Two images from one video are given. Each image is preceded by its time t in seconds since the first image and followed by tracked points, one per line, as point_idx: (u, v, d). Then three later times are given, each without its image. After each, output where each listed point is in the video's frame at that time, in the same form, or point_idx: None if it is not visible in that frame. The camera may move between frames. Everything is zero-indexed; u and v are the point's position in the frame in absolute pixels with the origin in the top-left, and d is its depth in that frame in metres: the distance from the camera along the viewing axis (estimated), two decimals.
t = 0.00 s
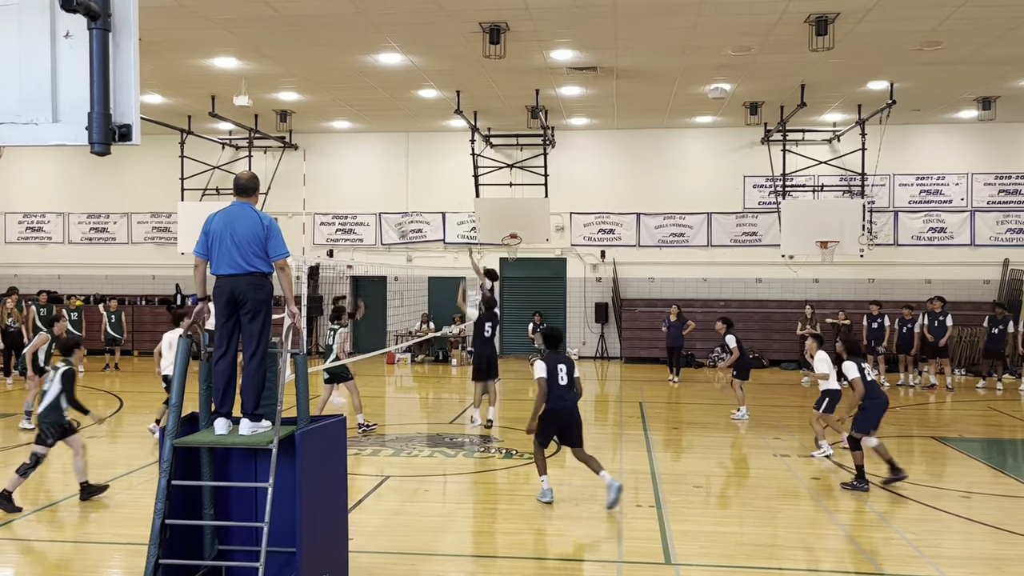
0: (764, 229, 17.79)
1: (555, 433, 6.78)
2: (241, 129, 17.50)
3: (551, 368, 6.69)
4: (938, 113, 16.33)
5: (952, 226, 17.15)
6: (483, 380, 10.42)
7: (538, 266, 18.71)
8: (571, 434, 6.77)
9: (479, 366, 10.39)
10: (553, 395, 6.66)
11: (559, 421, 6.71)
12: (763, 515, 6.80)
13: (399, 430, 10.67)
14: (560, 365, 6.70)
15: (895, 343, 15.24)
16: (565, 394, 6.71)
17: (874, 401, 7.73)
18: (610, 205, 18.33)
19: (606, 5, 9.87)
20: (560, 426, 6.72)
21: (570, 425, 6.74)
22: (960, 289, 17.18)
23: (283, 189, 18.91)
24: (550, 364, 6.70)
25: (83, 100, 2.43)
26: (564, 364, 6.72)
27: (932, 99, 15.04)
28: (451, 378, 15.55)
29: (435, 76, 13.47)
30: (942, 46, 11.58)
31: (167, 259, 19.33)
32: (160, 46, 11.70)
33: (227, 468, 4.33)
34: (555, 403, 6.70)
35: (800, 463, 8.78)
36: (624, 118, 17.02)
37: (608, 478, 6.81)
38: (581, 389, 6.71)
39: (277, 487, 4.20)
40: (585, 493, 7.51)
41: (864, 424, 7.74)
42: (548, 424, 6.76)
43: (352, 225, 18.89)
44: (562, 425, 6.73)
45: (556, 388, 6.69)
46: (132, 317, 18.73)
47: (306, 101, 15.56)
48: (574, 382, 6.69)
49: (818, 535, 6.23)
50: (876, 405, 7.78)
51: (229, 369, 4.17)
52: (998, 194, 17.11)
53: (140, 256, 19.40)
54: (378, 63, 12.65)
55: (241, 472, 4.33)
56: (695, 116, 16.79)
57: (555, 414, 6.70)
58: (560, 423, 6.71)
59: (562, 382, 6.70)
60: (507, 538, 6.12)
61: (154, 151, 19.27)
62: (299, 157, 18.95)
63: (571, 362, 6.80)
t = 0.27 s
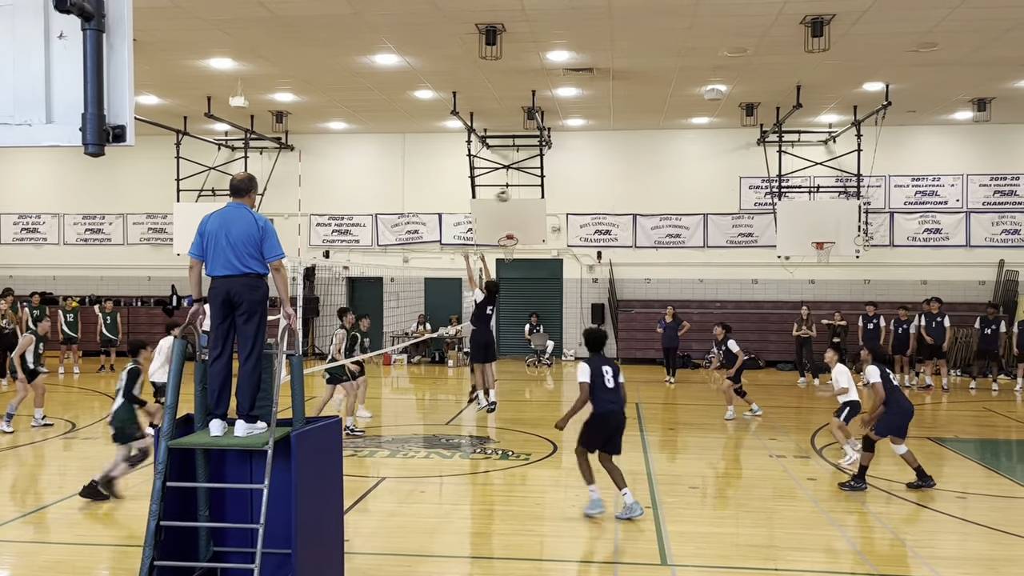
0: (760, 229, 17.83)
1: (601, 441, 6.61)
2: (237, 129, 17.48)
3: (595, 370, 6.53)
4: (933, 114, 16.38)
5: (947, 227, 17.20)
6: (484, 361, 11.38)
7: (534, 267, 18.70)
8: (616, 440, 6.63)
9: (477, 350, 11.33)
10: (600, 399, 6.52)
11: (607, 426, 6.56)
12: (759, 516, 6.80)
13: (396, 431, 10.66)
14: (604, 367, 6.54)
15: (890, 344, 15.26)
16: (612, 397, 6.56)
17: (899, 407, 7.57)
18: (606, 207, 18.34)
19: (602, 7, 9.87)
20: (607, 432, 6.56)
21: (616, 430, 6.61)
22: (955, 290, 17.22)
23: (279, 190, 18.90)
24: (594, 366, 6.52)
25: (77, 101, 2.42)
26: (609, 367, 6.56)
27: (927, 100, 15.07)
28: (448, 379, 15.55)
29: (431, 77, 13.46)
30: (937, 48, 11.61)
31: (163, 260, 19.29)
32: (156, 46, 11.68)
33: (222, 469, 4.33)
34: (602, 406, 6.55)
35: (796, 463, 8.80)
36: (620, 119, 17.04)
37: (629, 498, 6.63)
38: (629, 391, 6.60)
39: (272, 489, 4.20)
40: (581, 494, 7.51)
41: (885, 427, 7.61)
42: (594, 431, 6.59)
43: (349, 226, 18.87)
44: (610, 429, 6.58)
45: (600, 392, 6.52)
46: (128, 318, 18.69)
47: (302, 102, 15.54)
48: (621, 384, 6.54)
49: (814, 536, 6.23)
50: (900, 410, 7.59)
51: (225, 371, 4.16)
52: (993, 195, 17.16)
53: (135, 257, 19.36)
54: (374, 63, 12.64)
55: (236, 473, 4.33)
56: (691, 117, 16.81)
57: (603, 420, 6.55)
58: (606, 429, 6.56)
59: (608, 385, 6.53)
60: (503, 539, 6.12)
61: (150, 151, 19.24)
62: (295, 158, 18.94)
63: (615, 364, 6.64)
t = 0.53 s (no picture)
0: (756, 231, 17.86)
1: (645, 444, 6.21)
2: (232, 130, 17.45)
3: (634, 371, 6.21)
4: (928, 116, 16.42)
5: (942, 228, 17.27)
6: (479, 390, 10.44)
7: (530, 269, 18.69)
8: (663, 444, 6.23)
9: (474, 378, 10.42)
10: (640, 400, 6.20)
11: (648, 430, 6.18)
12: (754, 516, 6.82)
13: (391, 432, 10.66)
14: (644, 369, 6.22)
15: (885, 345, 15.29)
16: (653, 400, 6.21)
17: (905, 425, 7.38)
18: (602, 208, 18.36)
19: (598, 8, 9.89)
20: (649, 435, 6.19)
21: (661, 433, 6.22)
22: (950, 291, 17.28)
23: (274, 191, 18.88)
24: (634, 366, 6.21)
25: (71, 102, 2.41)
26: (650, 368, 6.24)
27: (922, 101, 15.11)
28: (443, 380, 15.55)
29: (427, 78, 13.46)
30: (931, 50, 11.65)
31: (158, 262, 19.24)
32: (151, 47, 11.66)
33: (217, 471, 4.32)
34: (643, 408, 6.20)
35: (791, 464, 8.82)
36: (616, 120, 17.06)
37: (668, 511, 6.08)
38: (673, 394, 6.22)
39: (267, 490, 4.19)
40: (576, 495, 7.51)
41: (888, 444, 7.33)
42: (639, 434, 6.22)
43: (344, 227, 18.85)
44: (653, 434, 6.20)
45: (641, 394, 6.20)
46: (123, 319, 18.65)
47: (298, 103, 15.53)
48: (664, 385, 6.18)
49: (809, 537, 6.25)
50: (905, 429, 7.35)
51: (220, 372, 4.15)
52: (987, 196, 17.21)
53: (130, 258, 19.31)
54: (370, 64, 12.63)
55: (231, 475, 4.32)
56: (686, 118, 16.84)
57: (646, 423, 6.18)
58: (650, 432, 6.19)
59: (648, 386, 6.19)
60: (499, 540, 6.12)
61: (145, 152, 19.20)
62: (290, 159, 18.92)
63: (658, 364, 6.31)
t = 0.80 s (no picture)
0: (751, 232, 17.89)
1: (698, 465, 5.65)
2: (227, 130, 17.42)
3: (690, 387, 5.65)
4: (922, 117, 16.47)
5: (936, 229, 17.33)
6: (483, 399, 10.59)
7: (525, 269, 18.69)
8: (718, 466, 5.67)
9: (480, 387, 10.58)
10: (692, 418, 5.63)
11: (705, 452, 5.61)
12: (749, 517, 6.83)
13: (387, 433, 10.65)
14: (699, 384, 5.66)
15: (879, 346, 15.33)
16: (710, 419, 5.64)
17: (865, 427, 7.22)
18: (597, 209, 18.37)
19: (593, 9, 9.90)
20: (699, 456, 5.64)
21: (717, 454, 5.65)
22: (944, 292, 17.34)
23: (269, 191, 18.85)
24: (689, 382, 5.65)
25: (65, 103, 2.41)
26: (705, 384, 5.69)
27: (916, 103, 15.15)
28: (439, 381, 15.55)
29: (422, 78, 13.45)
30: (926, 51, 11.69)
31: (153, 262, 19.19)
32: (146, 47, 11.63)
33: (211, 472, 4.31)
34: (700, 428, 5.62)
35: (786, 464, 8.85)
36: (611, 121, 17.08)
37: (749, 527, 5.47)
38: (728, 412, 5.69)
39: (263, 491, 4.18)
40: (572, 496, 7.51)
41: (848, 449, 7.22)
42: (688, 455, 5.65)
43: (339, 227, 18.83)
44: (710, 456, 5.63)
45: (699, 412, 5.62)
46: (117, 320, 18.60)
47: (293, 103, 15.51)
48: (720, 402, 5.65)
49: (804, 537, 6.26)
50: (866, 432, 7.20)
51: (215, 373, 4.14)
52: (981, 198, 17.26)
53: (124, 258, 19.25)
54: (365, 65, 12.62)
55: (226, 477, 4.30)
56: (681, 119, 16.87)
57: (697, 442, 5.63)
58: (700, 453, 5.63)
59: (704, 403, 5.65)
60: (494, 541, 6.12)
61: (140, 152, 19.14)
62: (285, 159, 18.89)
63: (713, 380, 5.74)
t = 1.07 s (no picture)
0: (746, 232, 17.92)
1: (769, 484, 5.11)
2: (222, 130, 17.39)
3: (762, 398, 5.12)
4: (916, 118, 16.52)
5: (931, 230, 17.38)
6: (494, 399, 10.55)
7: (520, 270, 18.69)
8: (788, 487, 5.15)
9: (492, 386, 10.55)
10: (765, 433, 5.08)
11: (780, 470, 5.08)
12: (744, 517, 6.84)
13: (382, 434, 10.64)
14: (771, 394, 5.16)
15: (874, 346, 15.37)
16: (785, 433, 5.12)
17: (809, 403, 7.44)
18: (593, 210, 18.39)
19: (589, 9, 9.91)
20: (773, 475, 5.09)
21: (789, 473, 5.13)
22: (938, 292, 17.39)
23: (264, 192, 18.83)
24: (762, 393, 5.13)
25: (59, 103, 2.40)
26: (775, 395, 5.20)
27: (911, 104, 15.20)
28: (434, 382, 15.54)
29: (418, 79, 13.45)
30: (920, 52, 11.73)
31: (148, 263, 19.14)
32: (140, 47, 11.61)
33: (206, 473, 4.30)
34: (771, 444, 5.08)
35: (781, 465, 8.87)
36: (607, 122, 17.10)
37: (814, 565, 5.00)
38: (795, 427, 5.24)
39: (258, 491, 4.18)
40: (568, 496, 7.52)
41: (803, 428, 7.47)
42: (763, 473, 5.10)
43: (335, 228, 18.81)
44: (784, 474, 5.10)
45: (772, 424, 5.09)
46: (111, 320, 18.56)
47: (289, 104, 15.49)
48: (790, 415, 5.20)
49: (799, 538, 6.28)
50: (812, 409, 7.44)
51: (210, 373, 4.14)
52: (976, 199, 17.31)
53: (119, 259, 19.20)
54: (361, 65, 12.61)
55: (221, 477, 4.30)
56: (677, 120, 16.90)
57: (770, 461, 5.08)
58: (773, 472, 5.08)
59: (778, 416, 5.12)
60: (490, 541, 6.13)
61: (134, 152, 19.10)
62: (280, 160, 18.86)
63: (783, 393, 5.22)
